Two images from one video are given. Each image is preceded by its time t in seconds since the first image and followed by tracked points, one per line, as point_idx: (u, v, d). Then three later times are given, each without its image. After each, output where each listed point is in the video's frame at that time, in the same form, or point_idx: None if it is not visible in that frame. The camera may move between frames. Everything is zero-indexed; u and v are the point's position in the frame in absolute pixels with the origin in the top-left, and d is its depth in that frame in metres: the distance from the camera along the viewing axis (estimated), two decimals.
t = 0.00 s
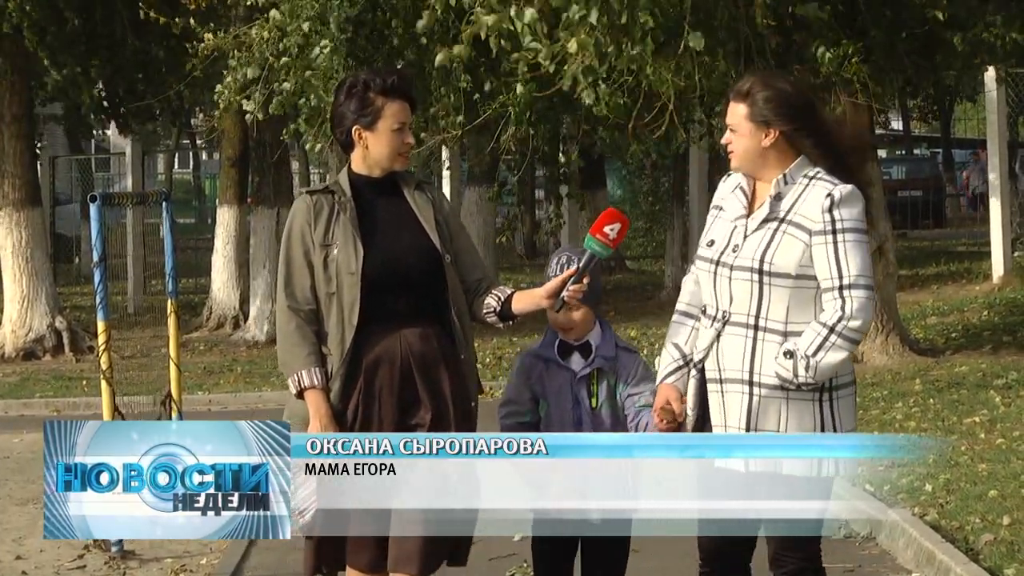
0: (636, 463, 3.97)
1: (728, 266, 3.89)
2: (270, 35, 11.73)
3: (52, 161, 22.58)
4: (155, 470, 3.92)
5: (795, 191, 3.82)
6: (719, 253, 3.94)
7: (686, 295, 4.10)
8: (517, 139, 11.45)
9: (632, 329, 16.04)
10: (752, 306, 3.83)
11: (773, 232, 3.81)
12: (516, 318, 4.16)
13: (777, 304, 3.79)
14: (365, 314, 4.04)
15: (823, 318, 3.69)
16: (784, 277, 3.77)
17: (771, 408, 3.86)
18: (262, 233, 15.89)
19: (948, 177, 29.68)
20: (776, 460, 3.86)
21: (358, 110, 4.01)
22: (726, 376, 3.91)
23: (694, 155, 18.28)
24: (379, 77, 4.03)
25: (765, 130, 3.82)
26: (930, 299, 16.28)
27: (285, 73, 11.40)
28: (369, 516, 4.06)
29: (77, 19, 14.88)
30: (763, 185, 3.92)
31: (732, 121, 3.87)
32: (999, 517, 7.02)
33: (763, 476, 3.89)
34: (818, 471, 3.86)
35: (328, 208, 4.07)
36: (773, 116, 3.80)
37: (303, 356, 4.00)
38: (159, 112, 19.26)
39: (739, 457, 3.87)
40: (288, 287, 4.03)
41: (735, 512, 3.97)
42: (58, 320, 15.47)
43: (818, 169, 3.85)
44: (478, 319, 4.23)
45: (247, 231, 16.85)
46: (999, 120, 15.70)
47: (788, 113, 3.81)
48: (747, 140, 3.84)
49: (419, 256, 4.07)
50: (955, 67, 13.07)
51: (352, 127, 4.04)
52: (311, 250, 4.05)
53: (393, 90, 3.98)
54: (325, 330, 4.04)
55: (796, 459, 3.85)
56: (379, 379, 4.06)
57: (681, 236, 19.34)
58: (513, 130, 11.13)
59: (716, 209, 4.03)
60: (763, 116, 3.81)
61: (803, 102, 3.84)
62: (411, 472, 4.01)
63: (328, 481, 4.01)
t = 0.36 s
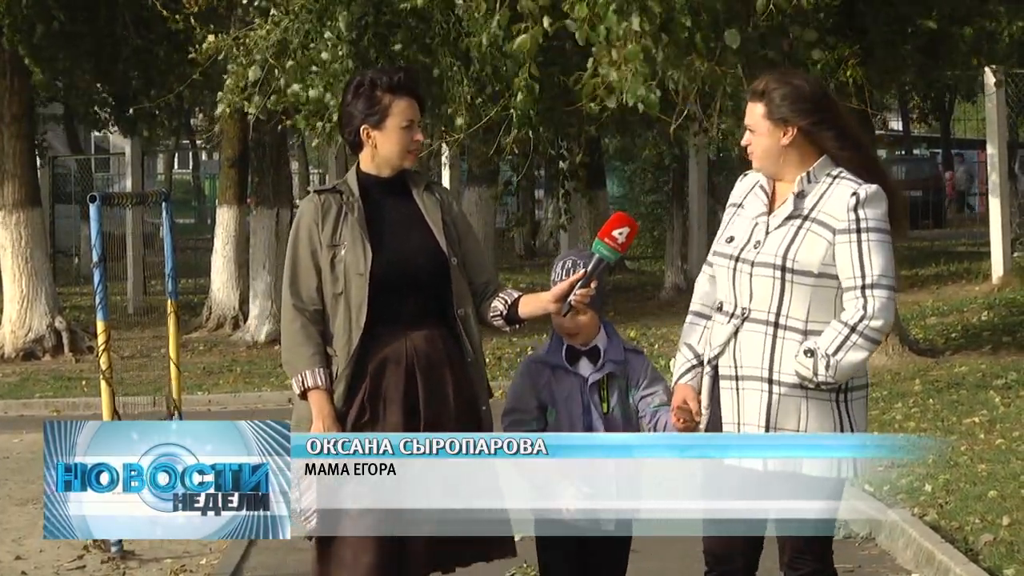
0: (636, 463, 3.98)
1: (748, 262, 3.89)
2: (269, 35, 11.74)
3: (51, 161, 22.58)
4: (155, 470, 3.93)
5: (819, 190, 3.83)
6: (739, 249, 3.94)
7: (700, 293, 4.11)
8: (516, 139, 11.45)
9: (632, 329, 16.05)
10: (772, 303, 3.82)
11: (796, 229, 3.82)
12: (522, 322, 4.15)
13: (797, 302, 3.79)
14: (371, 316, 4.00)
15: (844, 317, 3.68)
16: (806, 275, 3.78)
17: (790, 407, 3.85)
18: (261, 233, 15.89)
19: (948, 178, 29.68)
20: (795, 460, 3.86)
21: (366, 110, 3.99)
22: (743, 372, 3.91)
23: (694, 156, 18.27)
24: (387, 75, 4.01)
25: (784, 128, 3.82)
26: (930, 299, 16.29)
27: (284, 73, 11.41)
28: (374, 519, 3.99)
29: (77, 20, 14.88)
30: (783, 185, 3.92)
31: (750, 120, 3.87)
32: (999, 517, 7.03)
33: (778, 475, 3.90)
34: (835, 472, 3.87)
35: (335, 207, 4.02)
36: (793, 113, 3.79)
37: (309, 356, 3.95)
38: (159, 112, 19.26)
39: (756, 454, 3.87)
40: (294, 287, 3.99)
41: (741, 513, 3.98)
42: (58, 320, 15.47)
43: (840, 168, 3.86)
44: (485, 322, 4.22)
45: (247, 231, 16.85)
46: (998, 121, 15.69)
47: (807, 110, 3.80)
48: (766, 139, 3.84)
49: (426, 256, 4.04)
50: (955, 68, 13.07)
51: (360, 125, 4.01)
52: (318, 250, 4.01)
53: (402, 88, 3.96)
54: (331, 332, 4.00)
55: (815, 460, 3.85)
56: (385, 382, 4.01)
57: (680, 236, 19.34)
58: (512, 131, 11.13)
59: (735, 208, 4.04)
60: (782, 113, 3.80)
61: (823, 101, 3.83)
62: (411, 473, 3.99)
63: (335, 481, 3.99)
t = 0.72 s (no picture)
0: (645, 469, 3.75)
1: (764, 267, 3.79)
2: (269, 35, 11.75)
3: (52, 162, 22.59)
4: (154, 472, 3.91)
5: (824, 191, 3.81)
6: (749, 255, 3.83)
7: (686, 301, 4.01)
8: (517, 141, 11.47)
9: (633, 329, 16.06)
10: (792, 306, 3.75)
11: (811, 230, 3.77)
12: (525, 321, 4.10)
13: (817, 304, 3.75)
14: (373, 317, 3.99)
15: (868, 316, 3.69)
16: (824, 276, 3.74)
17: (818, 411, 3.76)
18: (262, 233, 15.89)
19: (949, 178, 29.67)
20: (828, 464, 3.77)
21: (367, 110, 4.00)
22: (768, 379, 3.79)
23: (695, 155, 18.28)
24: (389, 76, 4.02)
25: (782, 132, 3.79)
26: (930, 299, 16.29)
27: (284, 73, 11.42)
28: (377, 524, 3.96)
29: (77, 20, 14.88)
30: (783, 190, 3.88)
31: (748, 125, 3.81)
32: (999, 517, 7.02)
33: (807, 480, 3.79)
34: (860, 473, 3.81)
35: (338, 209, 4.03)
36: (791, 116, 3.78)
37: (309, 359, 3.95)
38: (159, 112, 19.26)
39: (791, 460, 3.75)
40: (295, 290, 3.99)
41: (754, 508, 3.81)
42: (59, 320, 15.46)
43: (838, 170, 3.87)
44: (485, 320, 4.21)
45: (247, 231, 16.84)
46: (999, 120, 15.68)
47: (801, 112, 3.79)
48: (762, 143, 3.81)
49: (430, 258, 4.04)
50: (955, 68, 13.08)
51: (361, 127, 4.02)
52: (320, 253, 4.01)
53: (404, 88, 3.97)
54: (332, 335, 4.00)
55: (849, 462, 3.78)
56: (388, 383, 3.99)
57: (681, 236, 19.34)
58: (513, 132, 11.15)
59: (729, 214, 3.95)
60: (778, 115, 3.78)
61: (817, 103, 3.82)
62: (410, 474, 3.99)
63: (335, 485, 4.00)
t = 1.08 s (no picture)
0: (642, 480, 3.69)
1: (745, 273, 3.74)
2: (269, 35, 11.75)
3: (51, 161, 22.57)
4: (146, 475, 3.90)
5: (795, 193, 3.79)
6: (728, 263, 3.78)
7: (660, 317, 3.95)
8: (516, 140, 11.46)
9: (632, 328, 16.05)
10: (777, 310, 3.71)
11: (788, 233, 3.74)
12: (517, 320, 4.09)
13: (800, 305, 3.72)
14: (368, 316, 3.98)
15: (852, 314, 3.67)
16: (806, 277, 3.72)
17: (808, 412, 3.73)
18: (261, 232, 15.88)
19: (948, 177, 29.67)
20: (820, 464, 3.74)
21: (359, 109, 3.99)
22: (757, 385, 3.74)
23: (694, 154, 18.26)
24: (381, 74, 4.02)
25: (753, 134, 3.77)
26: (929, 298, 16.27)
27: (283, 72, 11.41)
28: (368, 523, 3.97)
29: (76, 18, 14.87)
30: (752, 195, 3.84)
31: (714, 129, 3.79)
32: (998, 517, 7.01)
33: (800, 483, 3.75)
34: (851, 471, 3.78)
35: (330, 208, 4.03)
36: (763, 116, 3.76)
37: (303, 360, 3.95)
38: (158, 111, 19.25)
39: (787, 464, 3.71)
40: (288, 290, 3.99)
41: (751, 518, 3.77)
42: (58, 319, 15.43)
43: (806, 171, 3.85)
44: (477, 320, 4.18)
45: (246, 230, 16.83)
46: (998, 119, 15.65)
47: (770, 113, 3.78)
48: (734, 146, 3.78)
49: (424, 256, 4.05)
50: (952, 68, 13.09)
51: (352, 125, 4.02)
52: (313, 252, 4.01)
53: (397, 88, 3.97)
54: (326, 335, 4.00)
55: (839, 461, 3.75)
56: (384, 383, 3.98)
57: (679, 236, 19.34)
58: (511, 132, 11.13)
59: (700, 225, 3.89)
60: (747, 118, 3.76)
61: (784, 103, 3.82)
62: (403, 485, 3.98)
63: (329, 485, 3.98)
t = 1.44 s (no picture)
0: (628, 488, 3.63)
1: (721, 275, 3.70)
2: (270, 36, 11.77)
3: (52, 162, 22.58)
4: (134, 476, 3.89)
5: (767, 193, 3.75)
6: (704, 265, 3.74)
7: (635, 326, 3.87)
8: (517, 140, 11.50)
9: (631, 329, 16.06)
10: (755, 310, 3.66)
11: (761, 232, 3.70)
12: (503, 325, 4.08)
13: (777, 305, 3.67)
14: (351, 319, 3.95)
15: (827, 311, 3.61)
16: (782, 275, 3.67)
17: (788, 412, 3.67)
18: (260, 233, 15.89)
19: (948, 178, 29.69)
20: (805, 465, 3.66)
21: (345, 109, 3.95)
22: (737, 387, 3.68)
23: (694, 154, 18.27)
24: (368, 75, 3.96)
25: (730, 133, 3.75)
26: (929, 299, 16.29)
27: (285, 74, 11.44)
28: (353, 530, 3.96)
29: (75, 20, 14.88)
30: (722, 197, 3.81)
31: (687, 131, 3.75)
32: (998, 517, 7.02)
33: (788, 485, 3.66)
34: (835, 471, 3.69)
35: (314, 211, 4.01)
36: (739, 116, 3.74)
37: (285, 363, 3.92)
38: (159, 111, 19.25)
39: (770, 465, 3.63)
40: (271, 292, 3.97)
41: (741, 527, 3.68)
42: (58, 320, 15.40)
43: (776, 172, 3.82)
44: (462, 325, 4.16)
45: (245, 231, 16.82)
46: (998, 120, 15.67)
47: (746, 113, 3.76)
48: (710, 146, 3.74)
49: (409, 260, 4.01)
50: (952, 70, 13.11)
51: (338, 126, 3.97)
52: (297, 254, 3.98)
53: (383, 89, 3.92)
54: (308, 337, 3.97)
55: (822, 461, 3.67)
56: (367, 387, 3.95)
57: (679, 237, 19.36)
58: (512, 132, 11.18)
59: (671, 231, 3.85)
60: (723, 118, 3.72)
61: (757, 105, 3.80)
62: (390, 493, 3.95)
63: (316, 490, 3.97)
